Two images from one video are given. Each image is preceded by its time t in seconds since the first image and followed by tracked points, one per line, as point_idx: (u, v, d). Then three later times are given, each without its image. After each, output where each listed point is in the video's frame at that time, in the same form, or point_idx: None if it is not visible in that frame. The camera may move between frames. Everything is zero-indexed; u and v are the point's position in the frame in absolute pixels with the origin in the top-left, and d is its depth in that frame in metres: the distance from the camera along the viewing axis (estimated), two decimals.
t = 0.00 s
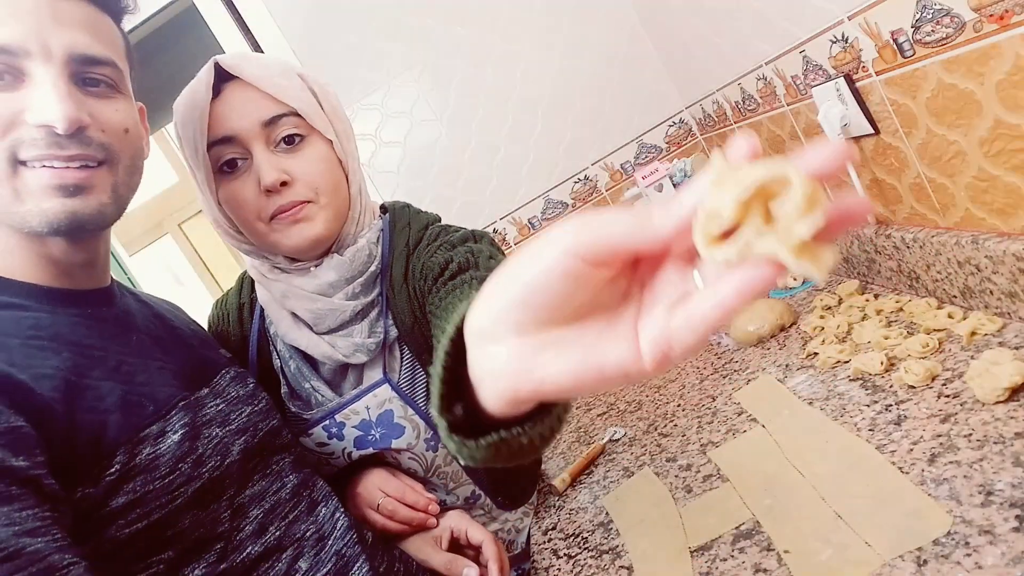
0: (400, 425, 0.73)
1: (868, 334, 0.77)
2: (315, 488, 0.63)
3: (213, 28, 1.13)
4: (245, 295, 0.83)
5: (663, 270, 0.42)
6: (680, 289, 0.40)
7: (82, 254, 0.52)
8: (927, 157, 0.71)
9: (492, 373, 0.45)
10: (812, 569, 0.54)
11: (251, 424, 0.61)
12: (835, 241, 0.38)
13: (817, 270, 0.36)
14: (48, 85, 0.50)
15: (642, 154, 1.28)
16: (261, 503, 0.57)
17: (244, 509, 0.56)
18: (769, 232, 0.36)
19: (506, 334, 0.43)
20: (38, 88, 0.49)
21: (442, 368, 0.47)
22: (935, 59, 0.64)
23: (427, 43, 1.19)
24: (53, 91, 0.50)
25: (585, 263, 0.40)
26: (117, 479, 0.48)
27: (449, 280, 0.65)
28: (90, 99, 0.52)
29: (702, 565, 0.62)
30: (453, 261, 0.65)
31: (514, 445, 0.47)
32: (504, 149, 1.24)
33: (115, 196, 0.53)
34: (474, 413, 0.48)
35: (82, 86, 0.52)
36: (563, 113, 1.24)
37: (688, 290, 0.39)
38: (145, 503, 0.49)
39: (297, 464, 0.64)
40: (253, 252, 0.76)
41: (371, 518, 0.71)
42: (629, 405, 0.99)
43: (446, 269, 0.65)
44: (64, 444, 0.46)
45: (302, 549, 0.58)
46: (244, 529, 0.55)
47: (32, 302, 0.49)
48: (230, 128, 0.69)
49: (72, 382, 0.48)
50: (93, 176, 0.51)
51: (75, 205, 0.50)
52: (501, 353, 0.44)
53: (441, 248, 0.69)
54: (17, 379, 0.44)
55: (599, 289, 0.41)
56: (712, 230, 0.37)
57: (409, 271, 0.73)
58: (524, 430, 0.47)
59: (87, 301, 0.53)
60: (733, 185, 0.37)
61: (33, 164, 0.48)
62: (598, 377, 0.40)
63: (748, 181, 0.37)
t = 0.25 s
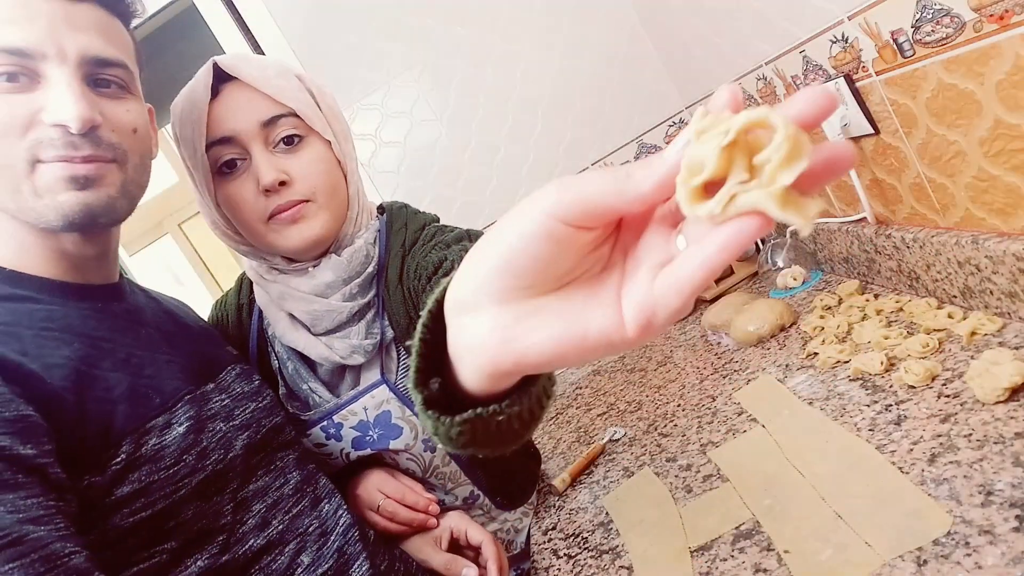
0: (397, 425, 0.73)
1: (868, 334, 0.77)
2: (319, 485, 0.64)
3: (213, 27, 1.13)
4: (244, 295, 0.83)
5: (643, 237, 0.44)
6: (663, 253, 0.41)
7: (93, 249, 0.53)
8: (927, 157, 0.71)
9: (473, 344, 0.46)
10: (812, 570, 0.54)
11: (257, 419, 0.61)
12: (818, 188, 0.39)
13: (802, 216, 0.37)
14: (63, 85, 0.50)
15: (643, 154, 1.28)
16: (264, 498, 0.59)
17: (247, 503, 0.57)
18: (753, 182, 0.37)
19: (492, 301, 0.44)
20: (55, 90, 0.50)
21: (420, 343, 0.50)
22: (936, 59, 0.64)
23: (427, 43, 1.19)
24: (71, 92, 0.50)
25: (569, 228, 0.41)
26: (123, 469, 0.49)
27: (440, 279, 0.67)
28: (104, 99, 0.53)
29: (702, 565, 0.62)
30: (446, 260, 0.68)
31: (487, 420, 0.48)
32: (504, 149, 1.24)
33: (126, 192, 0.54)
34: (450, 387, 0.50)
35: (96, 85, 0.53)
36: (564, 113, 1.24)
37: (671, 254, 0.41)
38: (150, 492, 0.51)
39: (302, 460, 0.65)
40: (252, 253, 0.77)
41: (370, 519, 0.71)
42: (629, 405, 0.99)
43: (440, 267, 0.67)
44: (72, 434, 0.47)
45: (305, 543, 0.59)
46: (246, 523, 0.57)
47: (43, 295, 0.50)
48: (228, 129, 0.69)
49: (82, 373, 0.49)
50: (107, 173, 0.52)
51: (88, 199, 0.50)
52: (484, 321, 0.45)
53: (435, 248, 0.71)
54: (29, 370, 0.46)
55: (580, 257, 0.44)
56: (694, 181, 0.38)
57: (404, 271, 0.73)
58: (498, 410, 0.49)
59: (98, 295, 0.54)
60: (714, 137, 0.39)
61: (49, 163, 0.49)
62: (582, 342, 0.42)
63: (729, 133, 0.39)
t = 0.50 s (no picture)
0: (396, 425, 0.73)
1: (868, 334, 0.77)
2: (321, 487, 0.65)
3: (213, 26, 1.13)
4: (243, 295, 0.83)
5: (634, 259, 0.45)
6: (653, 281, 0.43)
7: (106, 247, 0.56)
8: (927, 157, 0.71)
9: (466, 358, 0.48)
10: (811, 570, 0.54)
11: (261, 418, 0.63)
12: (805, 228, 0.41)
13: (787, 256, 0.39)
14: (79, 85, 0.52)
15: (642, 154, 1.28)
16: (266, 497, 0.59)
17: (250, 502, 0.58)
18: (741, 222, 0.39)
19: (486, 317, 0.46)
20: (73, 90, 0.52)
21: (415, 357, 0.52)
22: (935, 59, 0.64)
23: (427, 43, 1.19)
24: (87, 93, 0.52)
25: (563, 251, 0.42)
26: (125, 464, 0.50)
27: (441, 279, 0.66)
28: (118, 100, 0.55)
29: (702, 565, 0.62)
30: (444, 261, 0.66)
31: (476, 432, 0.50)
32: (503, 149, 1.24)
33: (141, 193, 0.56)
34: (441, 398, 0.52)
35: (111, 86, 0.55)
36: (564, 113, 1.24)
37: (660, 281, 0.42)
38: (153, 488, 0.51)
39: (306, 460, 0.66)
40: (251, 252, 0.77)
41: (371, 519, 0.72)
42: (629, 405, 0.99)
43: (438, 268, 0.66)
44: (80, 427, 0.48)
45: (305, 545, 0.60)
46: (248, 522, 0.57)
47: (56, 291, 0.52)
48: (226, 130, 0.69)
49: (90, 367, 0.51)
50: (122, 173, 0.54)
51: (103, 201, 0.53)
52: (477, 336, 0.47)
53: (434, 248, 0.70)
54: (36, 365, 0.47)
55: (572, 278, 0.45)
56: (683, 216, 0.40)
57: (402, 272, 0.73)
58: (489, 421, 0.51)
59: (108, 292, 0.56)
60: (705, 173, 0.40)
61: (64, 161, 0.51)
62: (570, 363, 0.44)
63: (719, 169, 0.40)
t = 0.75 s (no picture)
0: (394, 424, 0.73)
1: (868, 334, 0.77)
2: (323, 487, 0.65)
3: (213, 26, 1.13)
4: (243, 295, 0.83)
5: (630, 261, 0.45)
6: (646, 284, 0.43)
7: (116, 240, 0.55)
8: (927, 157, 0.71)
9: (463, 356, 0.48)
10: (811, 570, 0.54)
11: (265, 416, 0.63)
12: (797, 234, 0.41)
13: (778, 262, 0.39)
14: (88, 77, 0.53)
15: (642, 154, 1.28)
16: (271, 497, 0.60)
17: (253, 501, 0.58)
18: (733, 227, 0.39)
19: (483, 316, 0.47)
20: (80, 80, 0.52)
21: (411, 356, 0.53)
22: (935, 59, 0.64)
23: (427, 43, 1.19)
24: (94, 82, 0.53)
25: (558, 251, 0.43)
26: (124, 464, 0.50)
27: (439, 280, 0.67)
28: (127, 92, 0.56)
29: (703, 565, 0.62)
30: (443, 260, 0.67)
31: (469, 428, 0.52)
32: (503, 149, 1.24)
33: (150, 183, 0.56)
34: (437, 397, 0.54)
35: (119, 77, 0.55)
36: (564, 113, 1.24)
37: (653, 284, 0.42)
38: (153, 487, 0.51)
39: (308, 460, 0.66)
40: (251, 252, 0.77)
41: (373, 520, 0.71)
42: (629, 405, 0.99)
43: (437, 268, 0.67)
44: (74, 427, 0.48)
45: (308, 546, 0.60)
46: (252, 522, 0.57)
47: (64, 284, 0.52)
48: (226, 130, 0.69)
49: (91, 363, 0.51)
50: (130, 163, 0.54)
51: (110, 189, 0.52)
52: (475, 335, 0.47)
53: (433, 248, 0.71)
54: (32, 365, 0.47)
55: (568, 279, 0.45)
56: (677, 220, 0.40)
57: (400, 271, 0.74)
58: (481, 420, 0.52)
59: (117, 285, 0.56)
60: (699, 178, 0.40)
61: (72, 151, 0.51)
62: (564, 364, 0.44)
63: (713, 175, 0.40)
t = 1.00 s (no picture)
0: (393, 422, 0.73)
1: (868, 334, 0.77)
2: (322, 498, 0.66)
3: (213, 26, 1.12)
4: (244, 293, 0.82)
5: (631, 259, 0.45)
6: (645, 283, 0.42)
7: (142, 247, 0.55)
8: (927, 157, 0.71)
9: (462, 350, 0.49)
10: (811, 570, 0.54)
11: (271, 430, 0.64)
12: (798, 234, 0.41)
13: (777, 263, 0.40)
14: (136, 93, 0.53)
15: (642, 154, 1.28)
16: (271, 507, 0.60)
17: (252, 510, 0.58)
18: (732, 228, 0.40)
19: (484, 311, 0.47)
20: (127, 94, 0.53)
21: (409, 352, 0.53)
22: (935, 59, 0.64)
23: (427, 42, 1.19)
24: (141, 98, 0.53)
25: (558, 249, 0.43)
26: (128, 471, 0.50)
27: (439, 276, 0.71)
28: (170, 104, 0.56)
29: (703, 565, 0.62)
30: (443, 259, 0.72)
31: (468, 422, 0.52)
32: (503, 149, 1.24)
33: (187, 207, 0.57)
34: (437, 391, 0.54)
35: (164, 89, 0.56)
36: (564, 113, 1.24)
37: (652, 284, 0.42)
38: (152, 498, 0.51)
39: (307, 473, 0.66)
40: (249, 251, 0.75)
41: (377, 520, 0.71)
42: (629, 405, 0.99)
43: (437, 266, 0.72)
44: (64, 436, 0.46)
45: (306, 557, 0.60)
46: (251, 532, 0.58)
47: (74, 282, 0.52)
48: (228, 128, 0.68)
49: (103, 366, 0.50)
50: (170, 195, 0.54)
51: (151, 223, 0.53)
52: (475, 330, 0.48)
53: (431, 247, 0.75)
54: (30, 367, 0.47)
55: (569, 276, 0.45)
56: (677, 221, 0.40)
57: (400, 269, 0.76)
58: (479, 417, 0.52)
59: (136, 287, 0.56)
60: (697, 179, 0.40)
61: (117, 177, 0.51)
62: (560, 361, 0.45)
63: (711, 176, 0.40)
